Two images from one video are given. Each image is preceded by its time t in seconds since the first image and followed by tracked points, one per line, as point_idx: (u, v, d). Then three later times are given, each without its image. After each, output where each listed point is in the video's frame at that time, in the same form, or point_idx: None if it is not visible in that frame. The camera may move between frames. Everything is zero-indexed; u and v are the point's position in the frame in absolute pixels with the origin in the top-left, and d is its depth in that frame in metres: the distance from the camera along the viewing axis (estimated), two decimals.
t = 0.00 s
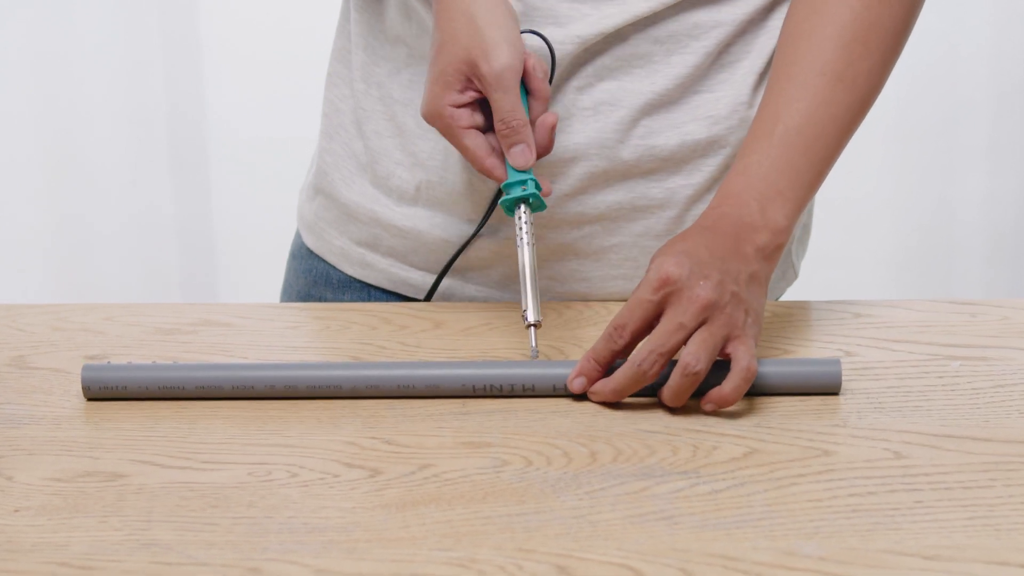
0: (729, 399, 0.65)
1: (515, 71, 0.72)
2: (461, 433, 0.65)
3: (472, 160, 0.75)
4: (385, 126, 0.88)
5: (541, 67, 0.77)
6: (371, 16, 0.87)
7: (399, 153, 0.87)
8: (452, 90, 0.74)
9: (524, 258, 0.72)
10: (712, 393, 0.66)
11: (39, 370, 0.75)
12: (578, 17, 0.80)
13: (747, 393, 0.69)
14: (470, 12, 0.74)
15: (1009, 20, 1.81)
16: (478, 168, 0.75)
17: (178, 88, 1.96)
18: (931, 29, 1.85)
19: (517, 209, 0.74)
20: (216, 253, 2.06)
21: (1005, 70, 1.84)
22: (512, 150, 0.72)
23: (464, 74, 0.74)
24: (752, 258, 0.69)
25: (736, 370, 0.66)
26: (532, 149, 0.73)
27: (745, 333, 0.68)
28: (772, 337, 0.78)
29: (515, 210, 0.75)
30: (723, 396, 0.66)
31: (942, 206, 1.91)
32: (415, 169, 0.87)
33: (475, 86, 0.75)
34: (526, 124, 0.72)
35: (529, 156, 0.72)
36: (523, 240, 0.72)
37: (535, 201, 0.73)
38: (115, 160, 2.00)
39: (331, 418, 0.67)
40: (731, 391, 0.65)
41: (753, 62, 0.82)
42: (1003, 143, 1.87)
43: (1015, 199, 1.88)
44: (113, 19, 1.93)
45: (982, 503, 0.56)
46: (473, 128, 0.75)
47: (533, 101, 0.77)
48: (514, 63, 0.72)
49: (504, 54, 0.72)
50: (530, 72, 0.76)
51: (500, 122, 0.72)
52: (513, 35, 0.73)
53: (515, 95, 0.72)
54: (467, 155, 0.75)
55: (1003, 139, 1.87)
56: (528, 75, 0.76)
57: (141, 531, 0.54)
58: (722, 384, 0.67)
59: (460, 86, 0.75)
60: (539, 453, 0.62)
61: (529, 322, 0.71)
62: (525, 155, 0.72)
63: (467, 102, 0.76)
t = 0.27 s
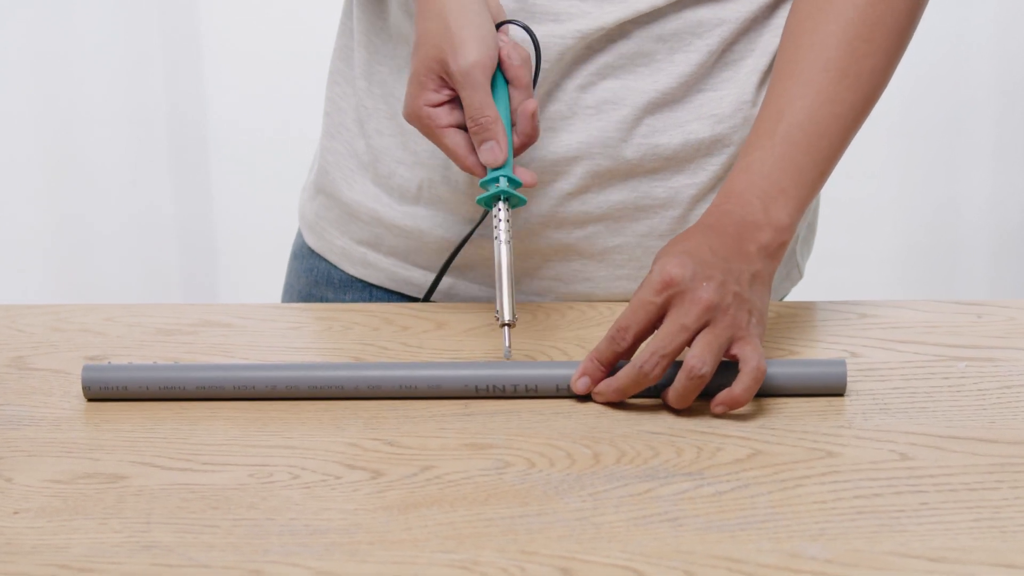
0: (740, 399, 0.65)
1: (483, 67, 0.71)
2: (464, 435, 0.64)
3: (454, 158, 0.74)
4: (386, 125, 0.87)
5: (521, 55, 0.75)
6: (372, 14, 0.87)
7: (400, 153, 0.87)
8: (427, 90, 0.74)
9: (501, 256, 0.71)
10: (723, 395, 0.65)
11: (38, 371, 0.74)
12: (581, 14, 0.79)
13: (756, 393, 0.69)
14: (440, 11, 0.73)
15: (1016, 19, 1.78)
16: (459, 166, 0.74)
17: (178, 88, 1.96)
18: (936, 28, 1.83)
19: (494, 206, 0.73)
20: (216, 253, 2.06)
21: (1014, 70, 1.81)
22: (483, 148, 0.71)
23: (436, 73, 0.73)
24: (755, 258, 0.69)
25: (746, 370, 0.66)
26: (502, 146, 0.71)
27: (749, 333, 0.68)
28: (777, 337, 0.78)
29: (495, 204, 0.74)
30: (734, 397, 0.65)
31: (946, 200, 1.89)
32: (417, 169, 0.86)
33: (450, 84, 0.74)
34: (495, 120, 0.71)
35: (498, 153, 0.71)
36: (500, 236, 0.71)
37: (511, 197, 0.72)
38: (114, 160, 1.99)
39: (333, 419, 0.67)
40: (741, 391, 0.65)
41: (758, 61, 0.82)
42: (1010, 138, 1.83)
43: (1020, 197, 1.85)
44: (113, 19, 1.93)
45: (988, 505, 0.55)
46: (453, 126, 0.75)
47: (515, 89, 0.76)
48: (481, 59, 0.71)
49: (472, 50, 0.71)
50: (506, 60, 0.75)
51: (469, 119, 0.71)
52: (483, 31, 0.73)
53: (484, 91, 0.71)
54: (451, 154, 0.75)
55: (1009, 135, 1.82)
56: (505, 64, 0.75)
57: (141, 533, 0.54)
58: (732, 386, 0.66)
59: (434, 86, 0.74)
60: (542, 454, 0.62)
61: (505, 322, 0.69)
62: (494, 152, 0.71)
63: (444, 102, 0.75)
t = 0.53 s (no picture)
0: (750, 400, 0.64)
1: (456, 43, 0.71)
2: (467, 436, 0.64)
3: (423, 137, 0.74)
4: (387, 125, 0.87)
5: (509, 33, 0.76)
6: (372, 14, 0.86)
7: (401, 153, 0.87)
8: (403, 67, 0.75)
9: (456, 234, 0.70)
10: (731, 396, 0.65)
11: (38, 372, 0.74)
12: (583, 12, 0.79)
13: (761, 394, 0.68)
14: None
15: None
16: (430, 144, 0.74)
17: (178, 87, 1.95)
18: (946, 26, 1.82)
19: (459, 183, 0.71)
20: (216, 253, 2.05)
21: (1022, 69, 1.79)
22: (452, 124, 0.70)
23: (412, 49, 0.74)
24: (760, 258, 0.69)
25: (754, 371, 0.65)
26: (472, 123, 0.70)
27: (755, 334, 0.67)
28: (782, 338, 0.77)
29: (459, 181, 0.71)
30: (743, 399, 0.65)
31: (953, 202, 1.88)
32: (418, 169, 0.86)
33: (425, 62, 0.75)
34: (465, 97, 0.70)
35: (466, 129, 0.69)
36: (460, 214, 0.70)
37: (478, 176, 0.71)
38: (115, 159, 1.99)
39: (335, 420, 0.67)
40: (750, 392, 0.64)
41: (760, 59, 0.81)
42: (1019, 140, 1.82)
43: None
44: (113, 19, 1.92)
45: (994, 507, 0.55)
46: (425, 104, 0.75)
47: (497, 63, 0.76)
48: (455, 34, 0.71)
49: (445, 25, 0.71)
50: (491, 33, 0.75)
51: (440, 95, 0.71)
52: (461, 8, 0.73)
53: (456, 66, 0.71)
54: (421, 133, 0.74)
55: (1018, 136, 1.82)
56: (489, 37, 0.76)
57: (141, 535, 0.53)
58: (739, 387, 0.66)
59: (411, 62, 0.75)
60: (545, 456, 0.61)
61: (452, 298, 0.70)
62: (460, 128, 0.70)
63: (420, 78, 0.75)
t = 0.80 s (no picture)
0: (755, 400, 0.64)
1: (417, 64, 0.70)
2: (469, 437, 0.64)
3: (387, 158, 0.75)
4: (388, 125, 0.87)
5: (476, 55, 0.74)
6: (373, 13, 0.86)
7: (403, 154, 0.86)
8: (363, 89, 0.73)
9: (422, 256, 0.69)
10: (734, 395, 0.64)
11: (37, 373, 0.74)
12: (586, 11, 0.78)
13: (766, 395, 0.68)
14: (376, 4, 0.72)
15: None
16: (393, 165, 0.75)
17: (179, 87, 1.95)
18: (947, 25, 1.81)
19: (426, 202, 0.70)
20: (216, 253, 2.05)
21: None
22: (423, 145, 0.69)
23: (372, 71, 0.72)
24: (762, 257, 0.68)
25: (757, 371, 0.65)
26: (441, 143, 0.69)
27: (757, 334, 0.67)
28: (786, 339, 0.77)
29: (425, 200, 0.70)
30: (748, 399, 0.64)
31: (957, 205, 1.88)
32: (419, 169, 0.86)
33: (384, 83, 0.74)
34: (430, 117, 0.69)
35: (435, 150, 0.68)
36: (422, 236, 0.69)
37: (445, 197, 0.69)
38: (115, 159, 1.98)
39: (336, 422, 0.66)
40: (755, 391, 0.64)
41: (764, 58, 0.80)
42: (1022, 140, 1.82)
43: None
44: (113, 19, 1.92)
45: (1000, 508, 0.55)
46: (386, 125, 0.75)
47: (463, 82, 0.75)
48: (414, 55, 0.70)
49: (403, 46, 0.70)
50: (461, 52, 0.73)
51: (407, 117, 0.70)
52: (417, 25, 0.71)
53: (420, 88, 0.69)
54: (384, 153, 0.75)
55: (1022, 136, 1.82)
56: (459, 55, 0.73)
57: (142, 537, 0.53)
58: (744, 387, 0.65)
59: (370, 84, 0.73)
60: (548, 457, 0.61)
61: (418, 323, 0.69)
62: (431, 150, 0.68)
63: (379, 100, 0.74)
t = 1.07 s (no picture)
0: (738, 407, 0.63)
1: (510, 61, 0.69)
2: (472, 439, 0.63)
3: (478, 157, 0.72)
4: (389, 125, 0.86)
5: (538, 49, 0.74)
6: (373, 12, 0.85)
7: (404, 153, 0.86)
8: (453, 89, 0.72)
9: (536, 248, 0.67)
10: (721, 401, 0.64)
11: (37, 374, 0.73)
12: (588, 11, 0.78)
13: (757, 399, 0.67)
14: (459, 8, 0.71)
15: None
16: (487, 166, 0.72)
17: (179, 86, 1.94)
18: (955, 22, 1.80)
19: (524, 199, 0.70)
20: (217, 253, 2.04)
21: None
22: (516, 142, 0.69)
23: (464, 72, 0.71)
24: (762, 263, 0.68)
25: (745, 376, 0.64)
26: (537, 140, 0.69)
27: (754, 339, 0.66)
28: (791, 340, 0.77)
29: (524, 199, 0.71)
30: (732, 404, 0.64)
31: (967, 202, 1.87)
32: (421, 168, 0.85)
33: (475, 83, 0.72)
34: (526, 114, 0.68)
35: (535, 145, 0.69)
36: (533, 230, 0.67)
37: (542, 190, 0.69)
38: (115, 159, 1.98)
39: (338, 423, 0.66)
40: (740, 399, 0.63)
41: (767, 57, 0.80)
42: None
43: None
44: (113, 18, 1.92)
45: (1007, 510, 0.54)
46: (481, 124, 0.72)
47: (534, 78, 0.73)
48: (507, 52, 0.69)
49: (496, 45, 0.69)
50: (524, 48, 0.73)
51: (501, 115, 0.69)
52: (505, 27, 0.71)
53: (511, 85, 0.69)
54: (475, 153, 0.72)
55: None
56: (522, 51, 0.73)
57: (142, 539, 0.52)
58: (729, 392, 0.65)
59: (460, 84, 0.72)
60: (552, 458, 0.61)
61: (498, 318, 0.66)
62: (530, 145, 0.69)
63: (470, 100, 0.73)
